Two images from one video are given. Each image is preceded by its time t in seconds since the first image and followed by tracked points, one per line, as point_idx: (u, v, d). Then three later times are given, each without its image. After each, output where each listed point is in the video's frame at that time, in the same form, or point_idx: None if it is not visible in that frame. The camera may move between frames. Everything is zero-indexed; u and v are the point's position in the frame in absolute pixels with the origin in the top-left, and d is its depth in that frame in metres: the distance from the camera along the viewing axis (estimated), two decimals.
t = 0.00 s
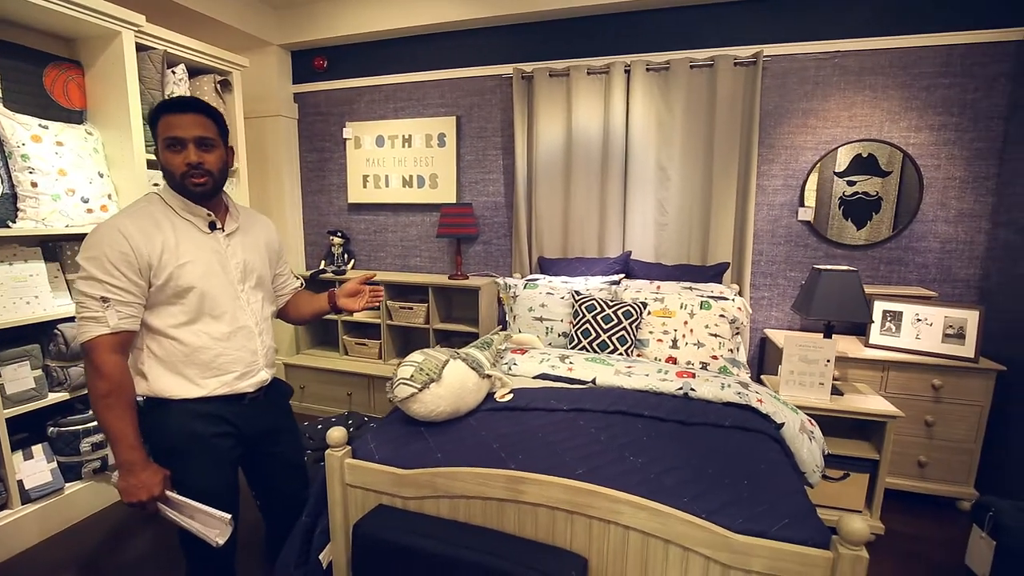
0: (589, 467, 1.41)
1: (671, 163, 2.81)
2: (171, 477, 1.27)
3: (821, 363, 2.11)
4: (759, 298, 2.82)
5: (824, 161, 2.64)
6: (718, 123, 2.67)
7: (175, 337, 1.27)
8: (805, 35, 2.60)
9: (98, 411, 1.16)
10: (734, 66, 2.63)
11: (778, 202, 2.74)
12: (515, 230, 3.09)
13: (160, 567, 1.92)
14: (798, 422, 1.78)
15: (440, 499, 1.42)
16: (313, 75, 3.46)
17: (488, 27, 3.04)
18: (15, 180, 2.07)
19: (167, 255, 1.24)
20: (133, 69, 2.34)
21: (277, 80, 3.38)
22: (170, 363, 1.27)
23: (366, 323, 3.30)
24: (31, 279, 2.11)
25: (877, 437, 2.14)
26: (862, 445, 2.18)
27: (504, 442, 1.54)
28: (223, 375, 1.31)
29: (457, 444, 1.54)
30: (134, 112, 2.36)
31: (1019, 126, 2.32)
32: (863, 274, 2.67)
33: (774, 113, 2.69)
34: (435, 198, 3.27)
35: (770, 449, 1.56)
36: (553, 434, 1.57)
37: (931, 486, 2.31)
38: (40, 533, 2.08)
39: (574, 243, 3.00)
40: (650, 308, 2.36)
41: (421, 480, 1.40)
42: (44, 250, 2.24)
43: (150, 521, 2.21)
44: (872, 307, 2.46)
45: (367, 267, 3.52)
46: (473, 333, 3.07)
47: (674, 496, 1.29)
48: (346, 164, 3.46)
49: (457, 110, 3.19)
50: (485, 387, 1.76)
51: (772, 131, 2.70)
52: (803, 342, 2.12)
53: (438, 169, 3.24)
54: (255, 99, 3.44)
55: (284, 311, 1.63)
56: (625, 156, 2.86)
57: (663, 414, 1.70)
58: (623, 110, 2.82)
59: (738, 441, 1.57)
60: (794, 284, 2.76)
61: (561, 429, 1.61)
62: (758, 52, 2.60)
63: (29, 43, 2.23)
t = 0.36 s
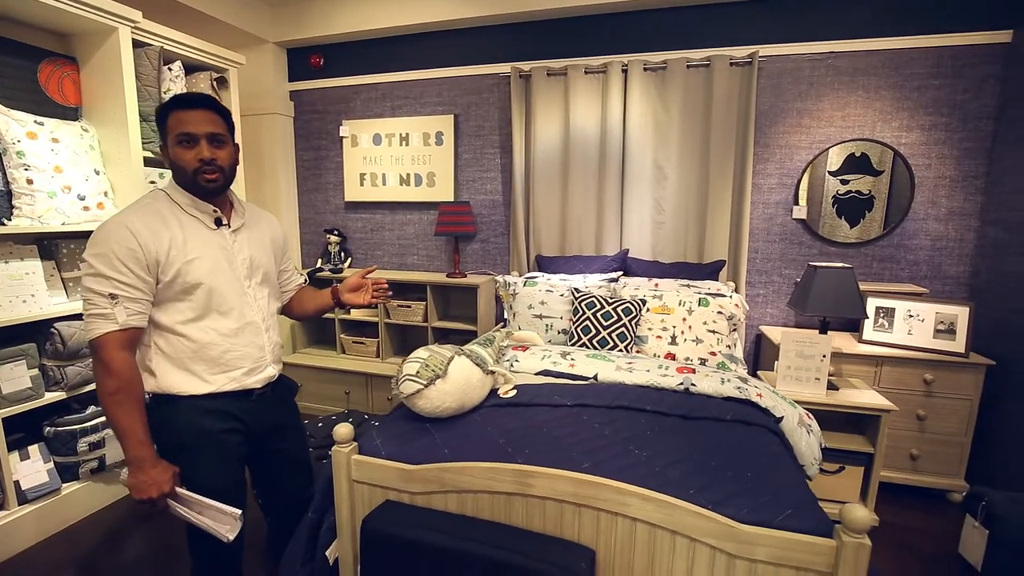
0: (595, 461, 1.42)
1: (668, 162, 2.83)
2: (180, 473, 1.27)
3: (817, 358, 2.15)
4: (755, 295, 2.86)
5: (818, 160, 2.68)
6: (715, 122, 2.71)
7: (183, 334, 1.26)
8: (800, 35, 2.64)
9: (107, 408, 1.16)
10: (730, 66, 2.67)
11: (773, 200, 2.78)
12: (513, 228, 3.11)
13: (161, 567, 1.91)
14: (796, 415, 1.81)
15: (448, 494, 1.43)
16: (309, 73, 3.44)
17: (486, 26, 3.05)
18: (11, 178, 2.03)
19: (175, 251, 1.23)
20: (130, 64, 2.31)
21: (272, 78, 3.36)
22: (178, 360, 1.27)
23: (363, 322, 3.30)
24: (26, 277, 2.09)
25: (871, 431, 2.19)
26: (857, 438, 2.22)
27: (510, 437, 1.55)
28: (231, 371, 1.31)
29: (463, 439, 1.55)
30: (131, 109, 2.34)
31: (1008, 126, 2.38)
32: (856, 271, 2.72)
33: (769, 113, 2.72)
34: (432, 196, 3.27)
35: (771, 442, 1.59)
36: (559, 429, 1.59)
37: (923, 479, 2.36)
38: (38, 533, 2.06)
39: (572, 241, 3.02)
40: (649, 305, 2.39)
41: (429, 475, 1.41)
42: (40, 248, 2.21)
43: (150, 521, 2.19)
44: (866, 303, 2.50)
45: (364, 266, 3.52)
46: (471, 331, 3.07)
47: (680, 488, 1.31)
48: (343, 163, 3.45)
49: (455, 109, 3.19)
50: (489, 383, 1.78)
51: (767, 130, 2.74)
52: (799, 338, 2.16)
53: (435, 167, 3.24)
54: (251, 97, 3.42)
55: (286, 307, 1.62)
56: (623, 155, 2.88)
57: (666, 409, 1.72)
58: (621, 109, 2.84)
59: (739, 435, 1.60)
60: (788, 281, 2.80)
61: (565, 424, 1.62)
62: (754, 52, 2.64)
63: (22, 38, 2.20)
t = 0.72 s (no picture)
0: (607, 459, 1.43)
1: (661, 161, 2.86)
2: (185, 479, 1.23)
3: (811, 354, 2.20)
4: (746, 293, 2.91)
5: (807, 161, 2.74)
6: (708, 122, 2.74)
7: (187, 336, 1.22)
8: (790, 38, 2.69)
9: (110, 413, 1.11)
10: (723, 67, 2.71)
11: (764, 200, 2.83)
12: (507, 226, 3.10)
13: None
14: (796, 411, 1.85)
15: (459, 495, 1.42)
16: (297, 69, 3.38)
17: (479, 24, 3.04)
18: None
19: (180, 250, 1.19)
20: (115, 58, 2.23)
21: (259, 73, 3.29)
22: (182, 362, 1.22)
23: (355, 322, 3.25)
24: (6, 279, 1.96)
25: (863, 425, 2.24)
26: (849, 432, 2.28)
27: (520, 436, 1.54)
28: (237, 374, 1.27)
29: (472, 440, 1.54)
30: (118, 106, 2.26)
31: (988, 128, 2.46)
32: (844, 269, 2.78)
33: (760, 114, 2.77)
34: (425, 195, 3.25)
35: (774, 436, 1.62)
36: (567, 428, 1.59)
37: (910, 470, 2.43)
38: (20, 547, 1.94)
39: (566, 239, 3.03)
40: (647, 303, 2.41)
41: (440, 477, 1.40)
42: (19, 248, 2.10)
43: (139, 531, 2.11)
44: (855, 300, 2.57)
45: (354, 266, 3.47)
46: (465, 331, 3.06)
47: (692, 484, 1.32)
48: (333, 161, 3.40)
49: (448, 107, 3.17)
50: (494, 383, 1.77)
51: (758, 131, 2.79)
52: (794, 334, 2.21)
53: (428, 166, 3.22)
54: (237, 93, 3.34)
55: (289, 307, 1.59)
56: (617, 154, 2.90)
57: (670, 406, 1.74)
58: (615, 108, 2.86)
59: (744, 430, 1.62)
60: (778, 279, 2.86)
61: (573, 422, 1.62)
62: (746, 54, 2.68)
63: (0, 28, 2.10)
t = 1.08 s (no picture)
0: (612, 456, 1.45)
1: (646, 161, 2.91)
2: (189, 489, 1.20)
3: (795, 349, 2.28)
4: (728, 291, 2.99)
5: (785, 162, 2.83)
6: (691, 124, 2.80)
7: (191, 340, 1.18)
8: (769, 43, 2.77)
9: (113, 422, 1.06)
10: (705, 70, 2.77)
11: (744, 200, 2.92)
12: (493, 226, 3.10)
13: None
14: (785, 404, 1.92)
15: (467, 497, 1.41)
16: (276, 66, 3.30)
17: (464, 23, 3.03)
18: None
19: (183, 252, 1.16)
20: (88, 51, 2.13)
21: (236, 69, 3.19)
22: (186, 368, 1.19)
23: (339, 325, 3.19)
24: None
25: (842, 417, 2.34)
26: (830, 424, 2.37)
27: (524, 436, 1.55)
28: (243, 378, 1.24)
29: (477, 441, 1.53)
30: (91, 102, 2.16)
31: (953, 132, 2.60)
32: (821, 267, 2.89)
33: (740, 116, 2.85)
34: (409, 195, 3.21)
35: (768, 429, 1.67)
36: (569, 427, 1.60)
37: (886, 458, 2.54)
38: None
39: (553, 239, 3.04)
40: (636, 302, 2.44)
41: (448, 479, 1.39)
42: None
43: (120, 545, 2.02)
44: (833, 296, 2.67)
45: (336, 267, 3.41)
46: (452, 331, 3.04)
47: (698, 479, 1.35)
48: (313, 160, 3.33)
49: (432, 106, 3.15)
50: (494, 384, 1.77)
51: (738, 133, 2.87)
52: (778, 331, 2.29)
53: (412, 165, 3.18)
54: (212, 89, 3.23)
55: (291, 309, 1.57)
56: (602, 155, 2.93)
57: (668, 402, 1.77)
58: (600, 109, 2.89)
59: (740, 424, 1.67)
60: (758, 277, 2.94)
61: (574, 421, 1.64)
62: (728, 57, 2.75)
63: None
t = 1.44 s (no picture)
0: (614, 451, 1.47)
1: (635, 161, 2.95)
2: (196, 489, 1.19)
3: (782, 344, 2.34)
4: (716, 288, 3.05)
5: (769, 162, 2.90)
6: (678, 124, 2.85)
7: (191, 335, 1.17)
8: (754, 45, 2.84)
9: (110, 414, 1.03)
10: (692, 71, 2.82)
11: (731, 198, 2.98)
12: (484, 225, 3.10)
13: None
14: (776, 397, 1.98)
15: (472, 494, 1.42)
16: (261, 64, 3.26)
17: (453, 22, 3.03)
18: None
19: (182, 247, 1.14)
20: (70, 48, 2.08)
21: (220, 67, 3.14)
22: (187, 363, 1.17)
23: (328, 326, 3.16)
24: None
25: (828, 409, 2.41)
26: (817, 416, 2.44)
27: (526, 432, 1.56)
28: (246, 373, 1.23)
29: (479, 438, 1.54)
30: (73, 100, 2.10)
31: (929, 133, 2.69)
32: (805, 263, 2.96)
33: (726, 116, 2.91)
34: (399, 194, 3.20)
35: (762, 422, 1.72)
36: (570, 422, 1.62)
37: (869, 449, 2.62)
38: None
39: (543, 237, 3.06)
40: (629, 299, 2.48)
41: (452, 476, 1.40)
42: None
43: (110, 552, 1.98)
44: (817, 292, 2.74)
45: (325, 267, 3.38)
46: (444, 331, 3.04)
47: (699, 471, 1.38)
48: (301, 159, 3.30)
49: (422, 106, 3.14)
50: (493, 381, 1.78)
51: (725, 133, 2.92)
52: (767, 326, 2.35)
53: (402, 164, 3.17)
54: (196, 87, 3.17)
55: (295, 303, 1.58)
56: (592, 154, 2.96)
57: (664, 397, 1.81)
58: (590, 109, 2.91)
59: (735, 417, 1.71)
60: (745, 274, 3.01)
61: (574, 416, 1.66)
62: (714, 59, 2.80)
63: None
